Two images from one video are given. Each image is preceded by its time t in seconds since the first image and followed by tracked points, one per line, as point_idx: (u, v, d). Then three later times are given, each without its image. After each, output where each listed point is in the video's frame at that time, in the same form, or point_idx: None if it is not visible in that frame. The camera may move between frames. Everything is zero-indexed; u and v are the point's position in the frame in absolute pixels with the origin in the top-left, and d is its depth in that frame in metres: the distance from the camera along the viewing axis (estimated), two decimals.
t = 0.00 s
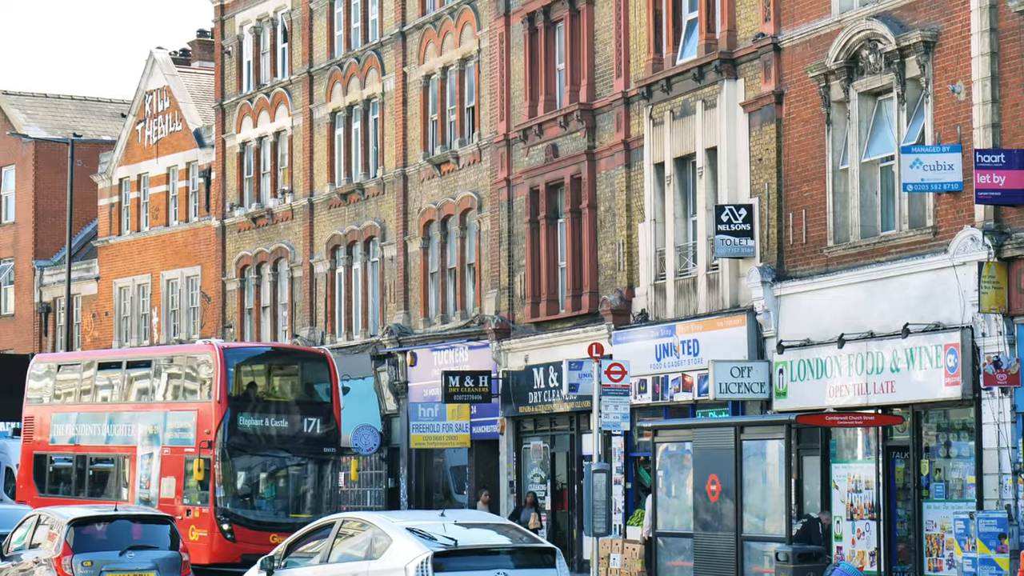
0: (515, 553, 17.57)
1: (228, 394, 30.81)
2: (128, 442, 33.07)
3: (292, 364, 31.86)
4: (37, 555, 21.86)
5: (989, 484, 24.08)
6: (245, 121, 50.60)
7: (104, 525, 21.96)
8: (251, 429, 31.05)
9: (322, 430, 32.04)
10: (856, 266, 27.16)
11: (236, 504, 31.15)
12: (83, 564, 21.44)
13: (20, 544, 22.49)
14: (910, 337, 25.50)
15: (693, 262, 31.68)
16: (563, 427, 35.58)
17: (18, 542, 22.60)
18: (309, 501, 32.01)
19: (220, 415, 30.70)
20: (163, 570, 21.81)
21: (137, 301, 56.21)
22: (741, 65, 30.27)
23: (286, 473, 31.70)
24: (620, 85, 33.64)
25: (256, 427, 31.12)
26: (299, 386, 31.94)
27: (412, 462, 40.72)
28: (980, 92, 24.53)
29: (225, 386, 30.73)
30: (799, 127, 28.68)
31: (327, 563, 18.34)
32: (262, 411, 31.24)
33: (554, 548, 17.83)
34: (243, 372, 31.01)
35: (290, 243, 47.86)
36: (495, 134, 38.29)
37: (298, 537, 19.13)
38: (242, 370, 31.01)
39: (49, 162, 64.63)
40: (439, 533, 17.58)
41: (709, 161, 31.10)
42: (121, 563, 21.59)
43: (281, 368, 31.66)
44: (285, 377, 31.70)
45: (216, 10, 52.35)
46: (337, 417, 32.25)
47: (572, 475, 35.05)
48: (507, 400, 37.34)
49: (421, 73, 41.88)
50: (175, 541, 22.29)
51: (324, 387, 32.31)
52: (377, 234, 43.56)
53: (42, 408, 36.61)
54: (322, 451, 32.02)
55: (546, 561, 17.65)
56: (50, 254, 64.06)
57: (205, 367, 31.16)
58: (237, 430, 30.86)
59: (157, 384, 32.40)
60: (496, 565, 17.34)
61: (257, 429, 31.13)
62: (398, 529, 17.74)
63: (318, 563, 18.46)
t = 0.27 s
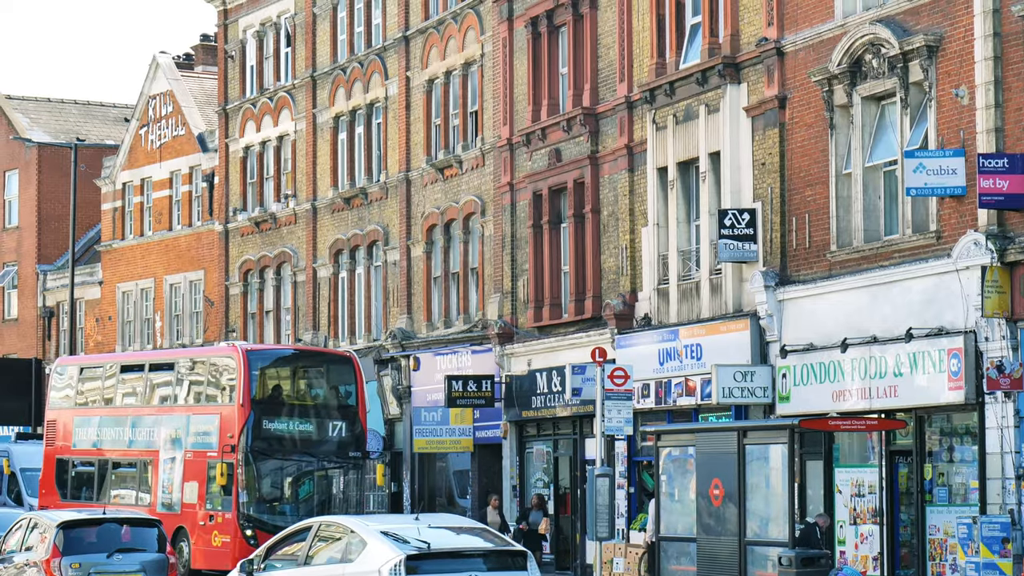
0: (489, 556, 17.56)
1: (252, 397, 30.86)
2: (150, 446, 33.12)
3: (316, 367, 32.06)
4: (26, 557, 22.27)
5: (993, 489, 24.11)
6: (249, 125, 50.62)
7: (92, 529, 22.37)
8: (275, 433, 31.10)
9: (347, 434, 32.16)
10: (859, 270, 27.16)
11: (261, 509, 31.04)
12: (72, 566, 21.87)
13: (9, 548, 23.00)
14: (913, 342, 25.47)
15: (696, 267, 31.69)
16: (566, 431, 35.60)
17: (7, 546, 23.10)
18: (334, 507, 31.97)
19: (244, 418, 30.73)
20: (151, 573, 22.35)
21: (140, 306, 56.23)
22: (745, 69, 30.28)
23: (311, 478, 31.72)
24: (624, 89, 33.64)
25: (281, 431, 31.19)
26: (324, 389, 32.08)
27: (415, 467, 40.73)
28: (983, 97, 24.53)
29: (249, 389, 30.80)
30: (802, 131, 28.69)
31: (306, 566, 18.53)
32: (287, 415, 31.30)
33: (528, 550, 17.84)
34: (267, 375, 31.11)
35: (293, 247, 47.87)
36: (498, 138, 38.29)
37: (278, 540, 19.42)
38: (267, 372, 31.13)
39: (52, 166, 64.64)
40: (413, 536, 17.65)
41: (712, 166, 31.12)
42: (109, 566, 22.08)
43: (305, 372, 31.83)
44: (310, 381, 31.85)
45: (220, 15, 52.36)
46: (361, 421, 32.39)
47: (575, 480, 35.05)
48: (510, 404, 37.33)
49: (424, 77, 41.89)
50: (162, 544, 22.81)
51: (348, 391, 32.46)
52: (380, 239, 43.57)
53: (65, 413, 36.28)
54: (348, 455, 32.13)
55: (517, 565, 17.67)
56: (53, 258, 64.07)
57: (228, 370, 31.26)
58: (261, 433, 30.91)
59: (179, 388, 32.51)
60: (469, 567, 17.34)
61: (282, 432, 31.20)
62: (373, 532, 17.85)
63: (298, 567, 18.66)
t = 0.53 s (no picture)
0: (463, 559, 18.03)
1: (276, 402, 30.73)
2: (173, 450, 33.14)
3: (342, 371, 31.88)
4: (22, 560, 23.14)
5: (997, 492, 24.07)
6: (253, 130, 50.63)
7: (83, 532, 23.18)
8: (299, 437, 30.97)
9: (372, 437, 32.08)
10: (864, 274, 27.13)
11: (286, 514, 30.91)
12: (62, 569, 22.66)
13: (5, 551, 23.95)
14: (918, 345, 25.48)
15: (701, 271, 31.67)
16: (570, 435, 35.57)
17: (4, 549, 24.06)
18: (358, 511, 31.90)
19: (268, 423, 30.62)
20: None
21: (144, 310, 56.24)
22: (749, 73, 30.28)
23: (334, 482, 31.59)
24: (628, 92, 33.63)
25: (305, 435, 31.06)
26: (348, 393, 31.93)
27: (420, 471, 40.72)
28: (987, 100, 24.52)
29: (273, 393, 30.68)
30: (806, 135, 28.68)
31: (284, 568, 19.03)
32: (311, 419, 31.16)
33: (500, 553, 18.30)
34: (290, 378, 30.98)
35: (298, 252, 47.86)
36: (503, 142, 38.29)
37: (257, 543, 19.99)
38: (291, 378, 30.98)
39: (56, 171, 64.67)
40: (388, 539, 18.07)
41: (716, 170, 31.10)
42: (98, 568, 22.83)
43: (331, 375, 31.67)
44: (334, 385, 31.71)
45: (223, 19, 52.37)
46: (386, 425, 32.25)
47: (579, 484, 35.00)
48: (515, 408, 37.32)
49: (428, 81, 41.89)
50: (151, 547, 23.59)
51: (374, 394, 32.29)
52: (384, 243, 43.57)
53: (88, 416, 36.13)
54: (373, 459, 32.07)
55: (491, 567, 18.13)
56: (58, 263, 64.11)
57: (252, 374, 31.16)
58: (285, 438, 30.79)
59: (202, 391, 32.48)
60: (442, 568, 17.80)
61: (306, 437, 31.06)
62: (349, 535, 18.28)
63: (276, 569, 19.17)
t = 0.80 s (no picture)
0: (441, 561, 17.81)
1: (296, 404, 29.32)
2: (193, 453, 31.62)
3: (363, 373, 30.40)
4: (16, 562, 23.25)
5: (1001, 496, 24.06)
6: (256, 133, 50.63)
7: (78, 535, 23.32)
8: (320, 440, 29.50)
9: (395, 441, 30.47)
10: (867, 277, 27.11)
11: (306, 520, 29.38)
12: (53, 571, 22.73)
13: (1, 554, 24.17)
14: (921, 349, 25.45)
15: (704, 274, 31.65)
16: (574, 438, 35.56)
17: None
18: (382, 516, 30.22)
19: (287, 426, 29.18)
20: None
21: (148, 314, 56.25)
22: (752, 76, 30.25)
23: (357, 487, 30.01)
24: (631, 96, 33.63)
25: (327, 438, 29.58)
26: (371, 395, 30.43)
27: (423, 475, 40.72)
28: (991, 103, 24.49)
29: (293, 395, 29.26)
30: (809, 138, 28.66)
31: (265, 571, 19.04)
32: (332, 422, 29.68)
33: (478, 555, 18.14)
34: (311, 380, 29.58)
35: (301, 255, 47.88)
36: (506, 146, 38.29)
37: (242, 545, 20.01)
38: (311, 380, 29.55)
39: (60, 175, 64.67)
40: (367, 541, 17.99)
41: (719, 173, 31.08)
42: (89, 569, 22.84)
43: (351, 378, 30.21)
44: (357, 387, 30.26)
45: (226, 23, 52.35)
46: (411, 427, 30.68)
47: (583, 488, 34.98)
48: (518, 412, 37.31)
49: (431, 85, 41.90)
50: (141, 551, 23.70)
51: (397, 396, 30.75)
52: (388, 247, 43.57)
53: (110, 416, 34.61)
54: (396, 462, 30.40)
55: (467, 570, 17.90)
56: (61, 267, 64.10)
57: (272, 375, 29.75)
58: (306, 441, 29.34)
59: (222, 393, 31.04)
60: (419, 570, 17.62)
61: (328, 440, 29.59)
62: (328, 538, 18.24)
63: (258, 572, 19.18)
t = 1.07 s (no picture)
0: (417, 562, 17.95)
1: (318, 407, 28.31)
2: (214, 457, 30.58)
3: (385, 374, 29.39)
4: (13, 563, 24.01)
5: (1007, 498, 24.08)
6: (261, 137, 50.64)
7: (72, 538, 23.92)
8: (342, 444, 28.52)
9: (418, 444, 29.53)
10: (872, 280, 27.11)
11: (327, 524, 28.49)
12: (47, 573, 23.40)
13: None
14: (926, 351, 25.44)
15: (709, 277, 31.64)
16: (579, 441, 35.55)
17: None
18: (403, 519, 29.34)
19: (309, 429, 28.20)
20: None
21: (153, 318, 56.27)
22: (757, 79, 30.25)
23: (379, 491, 29.08)
24: (636, 99, 33.63)
25: (348, 441, 28.61)
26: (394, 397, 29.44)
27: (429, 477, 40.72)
28: (995, 105, 24.49)
29: (314, 397, 28.25)
30: (814, 141, 28.66)
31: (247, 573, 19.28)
32: (355, 424, 28.71)
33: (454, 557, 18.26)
34: (333, 381, 28.55)
35: (306, 259, 47.89)
36: (510, 149, 38.29)
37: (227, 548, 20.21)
38: (334, 382, 28.55)
39: (65, 178, 64.70)
40: (344, 544, 18.19)
41: (724, 176, 31.08)
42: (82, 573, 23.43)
43: (375, 379, 29.21)
44: (380, 388, 29.29)
45: (232, 27, 52.38)
46: (433, 430, 29.73)
47: (587, 491, 34.96)
48: (523, 414, 37.31)
49: (436, 88, 41.91)
50: (134, 553, 24.13)
51: (420, 398, 29.78)
52: (393, 250, 43.58)
53: (131, 418, 33.67)
54: (418, 465, 29.48)
55: (444, 571, 18.04)
56: (66, 270, 64.14)
57: (293, 377, 28.75)
58: (328, 444, 28.35)
59: (241, 394, 30.01)
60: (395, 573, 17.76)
61: (349, 443, 28.61)
62: (307, 540, 18.45)
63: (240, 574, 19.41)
